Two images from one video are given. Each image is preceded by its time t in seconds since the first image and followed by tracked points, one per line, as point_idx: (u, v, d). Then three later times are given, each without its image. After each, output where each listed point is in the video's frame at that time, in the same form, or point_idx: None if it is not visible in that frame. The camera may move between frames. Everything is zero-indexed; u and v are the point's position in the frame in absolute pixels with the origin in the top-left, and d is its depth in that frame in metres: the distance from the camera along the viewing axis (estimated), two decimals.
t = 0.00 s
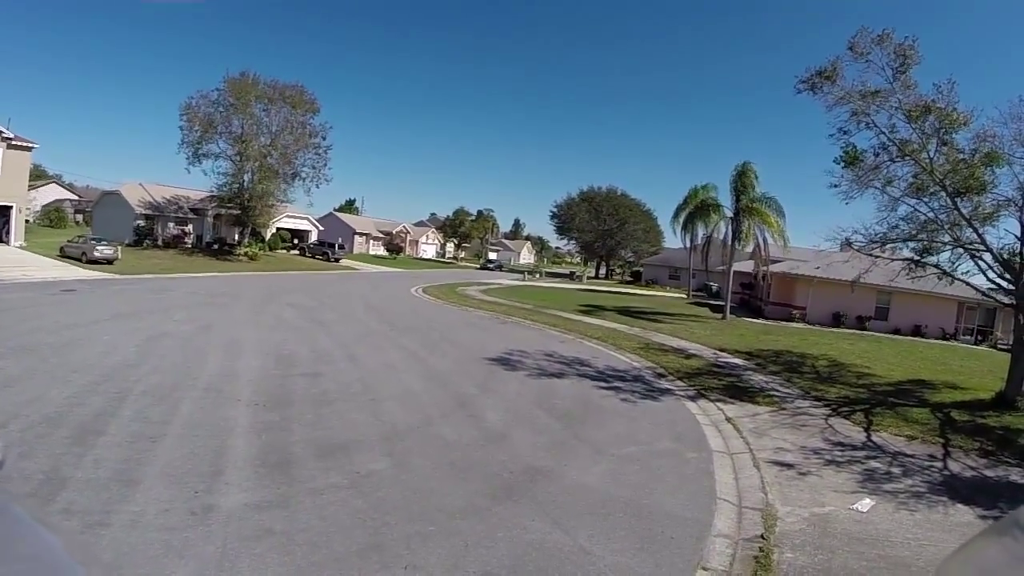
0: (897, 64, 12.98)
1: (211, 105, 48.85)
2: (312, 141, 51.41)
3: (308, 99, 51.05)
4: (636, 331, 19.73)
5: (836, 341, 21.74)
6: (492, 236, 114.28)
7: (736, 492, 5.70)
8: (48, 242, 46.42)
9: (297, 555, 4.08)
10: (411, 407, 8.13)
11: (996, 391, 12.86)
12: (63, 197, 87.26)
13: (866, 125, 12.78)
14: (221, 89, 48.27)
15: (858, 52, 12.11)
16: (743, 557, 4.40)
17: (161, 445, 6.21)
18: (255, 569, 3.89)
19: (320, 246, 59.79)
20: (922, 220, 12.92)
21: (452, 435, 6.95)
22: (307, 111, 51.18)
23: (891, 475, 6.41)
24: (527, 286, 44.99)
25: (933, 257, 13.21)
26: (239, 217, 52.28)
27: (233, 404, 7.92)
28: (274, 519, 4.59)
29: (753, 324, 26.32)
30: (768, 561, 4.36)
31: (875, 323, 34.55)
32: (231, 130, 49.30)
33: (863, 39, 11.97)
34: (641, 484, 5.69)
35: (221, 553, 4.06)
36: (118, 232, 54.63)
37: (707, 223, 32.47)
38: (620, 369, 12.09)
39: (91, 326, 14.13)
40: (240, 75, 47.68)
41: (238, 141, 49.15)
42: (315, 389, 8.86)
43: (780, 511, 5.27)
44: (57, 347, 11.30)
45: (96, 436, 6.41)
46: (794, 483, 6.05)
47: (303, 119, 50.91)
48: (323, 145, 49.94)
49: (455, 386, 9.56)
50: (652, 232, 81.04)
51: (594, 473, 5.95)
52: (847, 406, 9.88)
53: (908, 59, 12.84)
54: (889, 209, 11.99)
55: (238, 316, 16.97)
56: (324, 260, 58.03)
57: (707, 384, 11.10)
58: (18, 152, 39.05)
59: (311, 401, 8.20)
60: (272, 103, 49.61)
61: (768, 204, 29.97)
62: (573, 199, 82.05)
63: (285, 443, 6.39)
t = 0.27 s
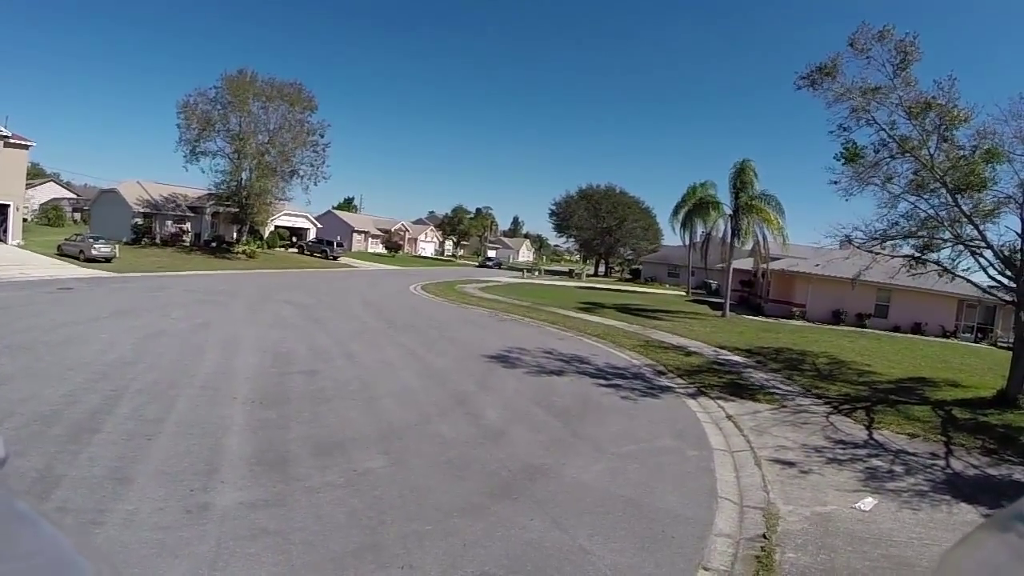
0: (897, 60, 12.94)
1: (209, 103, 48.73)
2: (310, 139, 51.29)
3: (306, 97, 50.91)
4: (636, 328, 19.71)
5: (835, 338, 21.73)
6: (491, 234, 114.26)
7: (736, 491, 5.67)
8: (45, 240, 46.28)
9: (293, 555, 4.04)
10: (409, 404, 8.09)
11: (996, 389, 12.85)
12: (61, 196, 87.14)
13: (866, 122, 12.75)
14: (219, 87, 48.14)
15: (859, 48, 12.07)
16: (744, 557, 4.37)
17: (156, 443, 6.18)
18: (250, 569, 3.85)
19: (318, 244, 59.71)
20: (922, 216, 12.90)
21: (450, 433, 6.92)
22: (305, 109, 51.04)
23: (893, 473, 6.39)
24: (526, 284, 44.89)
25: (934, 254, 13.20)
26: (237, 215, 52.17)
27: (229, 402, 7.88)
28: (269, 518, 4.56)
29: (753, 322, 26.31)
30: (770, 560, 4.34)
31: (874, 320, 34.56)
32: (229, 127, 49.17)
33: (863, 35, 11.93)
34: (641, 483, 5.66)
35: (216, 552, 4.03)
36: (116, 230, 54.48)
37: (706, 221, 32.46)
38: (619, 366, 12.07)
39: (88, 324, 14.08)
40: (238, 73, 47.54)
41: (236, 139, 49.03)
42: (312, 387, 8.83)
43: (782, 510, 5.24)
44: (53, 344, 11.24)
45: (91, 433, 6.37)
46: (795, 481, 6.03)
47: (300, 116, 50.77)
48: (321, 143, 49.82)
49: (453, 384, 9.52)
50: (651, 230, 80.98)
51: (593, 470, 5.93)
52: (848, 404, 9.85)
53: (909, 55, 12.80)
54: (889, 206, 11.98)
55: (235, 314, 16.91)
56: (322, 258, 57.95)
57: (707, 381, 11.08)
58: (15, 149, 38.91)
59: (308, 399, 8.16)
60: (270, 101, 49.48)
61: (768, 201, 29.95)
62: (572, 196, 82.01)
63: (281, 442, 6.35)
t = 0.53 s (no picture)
0: (896, 60, 12.93)
1: (207, 105, 48.71)
2: (308, 141, 51.26)
3: (304, 99, 50.90)
4: (634, 330, 19.66)
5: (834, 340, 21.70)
6: (490, 237, 114.27)
7: (737, 493, 5.62)
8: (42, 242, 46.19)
9: (287, 559, 3.98)
10: (406, 406, 8.03)
11: (997, 390, 12.81)
12: (60, 198, 87.09)
13: (865, 122, 12.74)
14: (217, 88, 48.12)
15: (858, 49, 12.06)
16: (745, 560, 4.32)
17: (149, 446, 6.11)
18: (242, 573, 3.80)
19: (317, 246, 59.66)
20: (922, 218, 12.88)
21: (447, 435, 6.86)
22: (304, 111, 51.02)
23: (894, 475, 6.35)
24: (524, 286, 44.83)
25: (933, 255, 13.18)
26: (235, 217, 52.10)
27: (224, 404, 7.82)
28: (262, 522, 4.50)
29: (752, 324, 26.27)
30: (771, 563, 4.29)
31: (873, 322, 34.57)
32: (227, 129, 49.12)
33: (862, 35, 11.92)
34: (640, 485, 5.61)
35: (207, 556, 3.97)
36: (113, 232, 54.39)
37: (705, 223, 32.43)
38: (617, 368, 12.00)
39: (83, 325, 14.01)
40: (236, 75, 47.53)
41: (234, 141, 48.99)
42: (308, 389, 8.77)
43: (782, 513, 5.19)
44: (48, 346, 11.18)
45: (84, 436, 6.31)
46: (796, 484, 5.98)
47: (299, 118, 50.74)
48: (319, 145, 49.79)
49: (450, 386, 9.46)
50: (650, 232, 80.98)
51: (591, 473, 5.87)
52: (847, 406, 9.81)
53: (908, 56, 12.79)
54: (889, 207, 11.96)
55: (232, 316, 16.85)
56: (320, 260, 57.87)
57: (706, 383, 11.03)
58: (12, 151, 38.84)
59: (304, 401, 8.11)
60: (268, 103, 49.47)
61: (767, 203, 29.93)
62: (570, 199, 82.03)
63: (276, 444, 6.29)
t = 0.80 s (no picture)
0: (896, 56, 12.88)
1: (203, 101, 48.52)
2: (305, 137, 51.09)
3: (300, 95, 50.71)
4: (631, 326, 19.64)
5: (832, 336, 21.70)
6: (487, 233, 114.13)
7: (735, 491, 5.60)
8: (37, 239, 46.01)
9: (279, 558, 3.94)
10: (401, 403, 7.99)
11: (995, 387, 12.82)
12: (56, 195, 86.84)
13: (864, 118, 12.70)
14: (213, 84, 47.92)
15: (857, 43, 12.01)
16: (744, 558, 4.29)
17: (142, 443, 6.06)
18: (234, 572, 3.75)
19: (313, 242, 59.55)
20: (920, 213, 12.86)
21: (443, 433, 6.83)
22: (300, 106, 50.84)
23: (894, 472, 6.32)
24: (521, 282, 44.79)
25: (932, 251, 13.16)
26: (231, 213, 51.94)
27: (218, 401, 7.76)
28: (255, 520, 4.46)
29: (750, 320, 26.27)
30: (770, 561, 4.26)
31: (872, 319, 34.71)
32: (224, 125, 48.92)
33: (862, 30, 11.87)
34: (637, 483, 5.58)
35: (199, 555, 3.93)
36: (109, 229, 54.20)
37: (703, 219, 32.41)
38: (614, 365, 11.97)
39: (77, 322, 13.93)
40: (232, 71, 47.33)
41: (230, 137, 48.82)
42: (303, 385, 8.72)
43: (780, 510, 5.17)
44: (41, 343, 11.11)
45: (76, 433, 6.26)
46: (795, 481, 5.96)
47: (295, 114, 50.56)
48: (316, 141, 49.62)
49: (446, 383, 9.42)
50: (647, 228, 80.96)
51: (588, 470, 5.84)
52: (845, 401, 9.80)
53: (908, 51, 12.74)
54: (888, 203, 11.93)
55: (227, 312, 16.79)
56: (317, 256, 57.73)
57: (704, 380, 11.00)
58: (7, 147, 38.64)
59: (299, 398, 8.06)
60: (265, 99, 49.30)
61: (764, 199, 29.90)
62: (568, 195, 81.98)
63: (270, 442, 6.24)
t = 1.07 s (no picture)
0: (896, 56, 12.88)
1: (202, 102, 48.49)
2: (304, 138, 51.05)
3: (299, 95, 50.66)
4: (631, 327, 19.59)
5: (832, 338, 21.65)
6: (486, 234, 114.10)
7: (735, 493, 5.56)
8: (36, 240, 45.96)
9: (274, 562, 3.90)
10: (399, 405, 7.95)
11: (996, 388, 12.78)
12: (56, 196, 86.86)
13: (865, 118, 12.68)
14: (212, 85, 47.89)
15: (858, 43, 12.00)
16: (745, 561, 4.26)
17: (138, 445, 6.03)
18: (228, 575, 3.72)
19: (312, 243, 59.51)
20: (921, 214, 12.84)
21: (441, 434, 6.79)
22: (299, 107, 50.77)
23: (895, 474, 6.29)
24: (520, 284, 44.76)
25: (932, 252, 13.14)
26: (230, 214, 51.86)
27: (214, 402, 7.73)
28: (250, 523, 4.42)
29: (749, 321, 26.23)
30: (771, 564, 4.23)
31: (871, 320, 34.64)
32: (223, 126, 48.87)
33: (862, 30, 11.86)
34: (637, 485, 5.54)
35: (193, 558, 3.89)
36: (108, 230, 54.15)
37: (702, 220, 32.38)
38: (614, 366, 11.93)
39: (75, 323, 13.89)
40: (232, 71, 47.30)
41: (229, 138, 48.76)
42: (301, 387, 8.69)
43: (781, 513, 5.13)
44: (39, 344, 11.08)
45: (71, 434, 6.23)
46: (796, 483, 5.92)
47: (294, 115, 50.49)
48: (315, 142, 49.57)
49: (445, 384, 9.39)
50: (647, 230, 80.92)
51: (587, 472, 5.81)
52: (846, 403, 9.76)
53: (908, 51, 12.73)
54: (888, 203, 11.90)
55: (226, 313, 16.75)
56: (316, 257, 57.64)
57: (705, 381, 10.96)
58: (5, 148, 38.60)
59: (297, 399, 8.03)
60: (264, 99, 49.25)
61: (764, 200, 29.86)
62: (567, 196, 81.96)
63: (266, 444, 6.20)
